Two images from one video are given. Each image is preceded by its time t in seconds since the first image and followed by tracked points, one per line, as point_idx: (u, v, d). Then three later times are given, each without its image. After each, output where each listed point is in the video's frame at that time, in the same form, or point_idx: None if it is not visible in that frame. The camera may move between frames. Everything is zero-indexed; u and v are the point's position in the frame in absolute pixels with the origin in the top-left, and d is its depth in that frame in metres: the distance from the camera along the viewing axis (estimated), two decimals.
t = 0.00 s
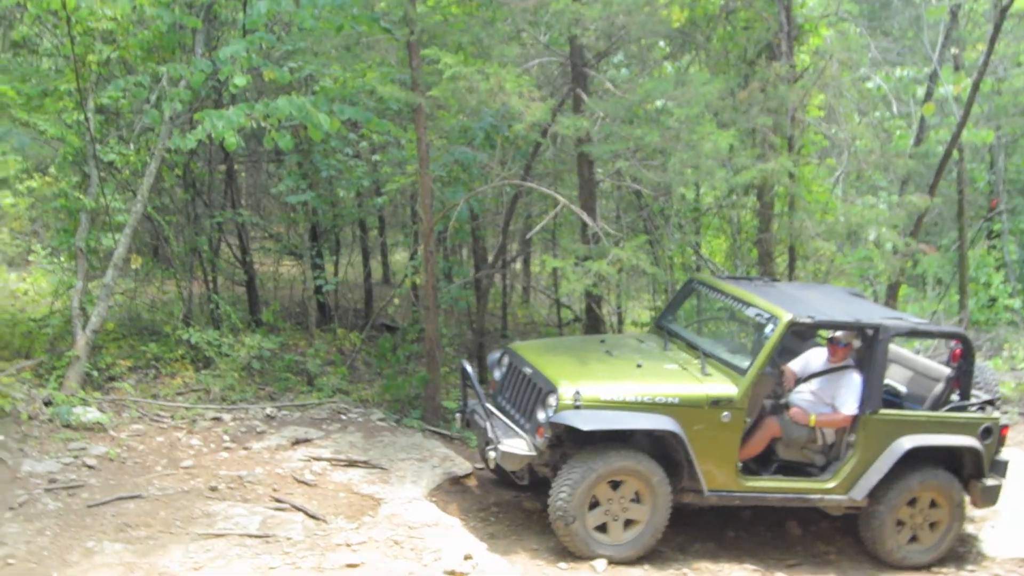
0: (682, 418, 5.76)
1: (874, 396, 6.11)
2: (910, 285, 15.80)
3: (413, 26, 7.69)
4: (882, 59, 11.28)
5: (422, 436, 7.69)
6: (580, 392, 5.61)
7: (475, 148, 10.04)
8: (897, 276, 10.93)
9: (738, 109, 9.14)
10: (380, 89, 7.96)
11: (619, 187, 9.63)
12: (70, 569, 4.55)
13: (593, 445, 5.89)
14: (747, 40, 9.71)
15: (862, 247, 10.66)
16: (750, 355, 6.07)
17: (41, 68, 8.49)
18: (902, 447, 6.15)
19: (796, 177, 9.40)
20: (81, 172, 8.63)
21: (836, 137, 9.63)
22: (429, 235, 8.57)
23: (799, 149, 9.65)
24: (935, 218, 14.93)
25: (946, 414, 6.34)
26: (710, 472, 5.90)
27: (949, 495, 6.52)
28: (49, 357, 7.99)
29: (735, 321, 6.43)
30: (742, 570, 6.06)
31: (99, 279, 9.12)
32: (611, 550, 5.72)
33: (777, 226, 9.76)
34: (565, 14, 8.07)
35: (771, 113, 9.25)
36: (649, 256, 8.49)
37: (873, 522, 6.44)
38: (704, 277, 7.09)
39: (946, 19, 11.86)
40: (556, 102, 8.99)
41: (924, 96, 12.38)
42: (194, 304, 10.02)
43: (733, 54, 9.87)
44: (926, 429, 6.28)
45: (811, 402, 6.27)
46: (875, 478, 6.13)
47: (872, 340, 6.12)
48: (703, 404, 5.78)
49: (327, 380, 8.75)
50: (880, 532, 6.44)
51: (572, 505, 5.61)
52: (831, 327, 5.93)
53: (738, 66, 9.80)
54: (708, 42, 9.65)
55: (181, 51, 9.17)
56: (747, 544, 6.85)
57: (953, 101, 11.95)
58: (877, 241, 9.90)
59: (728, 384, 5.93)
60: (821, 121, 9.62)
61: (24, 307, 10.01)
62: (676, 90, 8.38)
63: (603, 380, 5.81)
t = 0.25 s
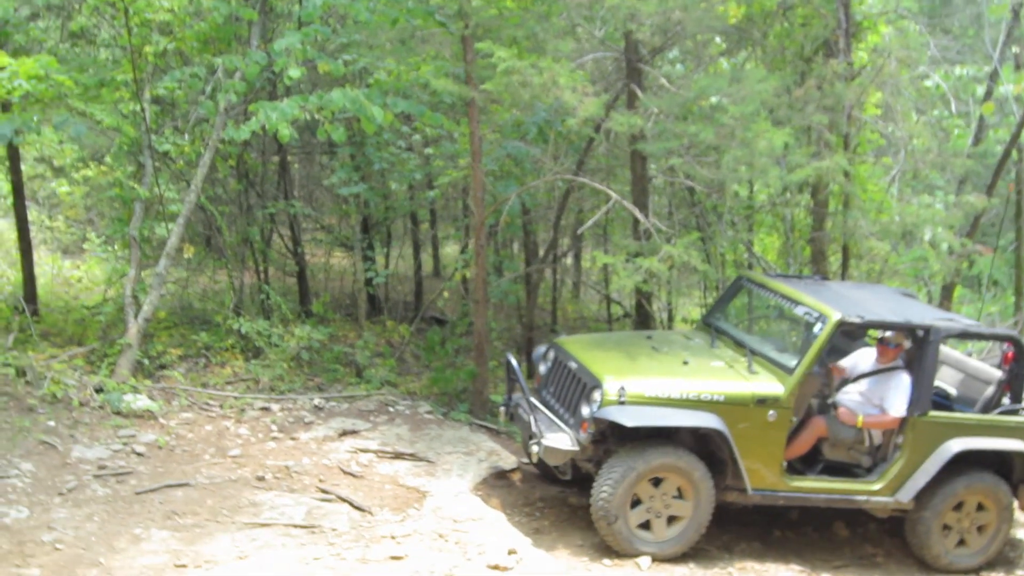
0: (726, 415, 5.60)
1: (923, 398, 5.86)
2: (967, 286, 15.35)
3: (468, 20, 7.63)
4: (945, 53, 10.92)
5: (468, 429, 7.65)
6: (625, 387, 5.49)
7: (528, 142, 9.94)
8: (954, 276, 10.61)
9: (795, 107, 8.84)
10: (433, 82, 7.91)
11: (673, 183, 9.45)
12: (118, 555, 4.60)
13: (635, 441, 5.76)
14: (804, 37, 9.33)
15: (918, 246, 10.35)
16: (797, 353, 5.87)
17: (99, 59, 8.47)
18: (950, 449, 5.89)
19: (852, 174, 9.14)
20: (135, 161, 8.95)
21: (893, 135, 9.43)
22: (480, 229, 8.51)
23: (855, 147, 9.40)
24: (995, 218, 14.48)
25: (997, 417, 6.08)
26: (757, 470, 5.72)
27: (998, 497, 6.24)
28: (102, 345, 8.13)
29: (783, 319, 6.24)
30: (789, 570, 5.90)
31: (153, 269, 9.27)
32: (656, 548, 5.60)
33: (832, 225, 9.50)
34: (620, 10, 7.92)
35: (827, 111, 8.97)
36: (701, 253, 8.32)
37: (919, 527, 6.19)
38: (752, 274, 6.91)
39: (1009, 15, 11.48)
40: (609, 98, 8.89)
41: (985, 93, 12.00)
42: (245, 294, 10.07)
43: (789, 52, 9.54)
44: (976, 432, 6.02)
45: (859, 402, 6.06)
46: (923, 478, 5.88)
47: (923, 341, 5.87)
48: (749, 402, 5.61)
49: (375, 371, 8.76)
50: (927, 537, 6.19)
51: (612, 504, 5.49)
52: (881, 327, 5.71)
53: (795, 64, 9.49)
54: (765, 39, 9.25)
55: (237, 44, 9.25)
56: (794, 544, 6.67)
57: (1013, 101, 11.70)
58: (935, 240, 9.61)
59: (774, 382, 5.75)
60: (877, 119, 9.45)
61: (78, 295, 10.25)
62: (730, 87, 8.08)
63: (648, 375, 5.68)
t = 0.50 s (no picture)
0: (722, 412, 5.61)
1: (919, 394, 5.84)
2: (964, 282, 15.36)
3: (467, 15, 7.63)
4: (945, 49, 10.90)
5: (467, 426, 7.65)
6: (620, 383, 5.50)
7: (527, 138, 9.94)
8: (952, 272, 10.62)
9: (793, 103, 8.83)
10: (432, 78, 7.90)
11: (672, 178, 9.42)
12: (116, 552, 4.60)
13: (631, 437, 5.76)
14: (804, 33, 9.40)
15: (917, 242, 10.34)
16: (792, 349, 5.87)
17: (98, 55, 8.52)
18: (945, 445, 5.89)
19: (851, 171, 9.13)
20: (134, 158, 8.94)
21: (892, 131, 9.45)
22: (479, 226, 8.51)
23: (854, 143, 9.39)
24: (993, 214, 14.50)
25: (992, 413, 6.07)
26: (750, 466, 5.72)
27: (989, 491, 6.24)
28: (101, 342, 8.13)
29: (778, 315, 6.23)
30: (786, 565, 5.91)
31: (151, 265, 9.27)
32: (653, 543, 5.61)
33: (830, 220, 9.50)
34: (620, 6, 7.93)
35: (826, 107, 8.98)
36: (700, 249, 8.31)
37: (912, 526, 6.20)
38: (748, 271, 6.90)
39: (1008, 12, 11.50)
40: (609, 94, 8.85)
41: (983, 90, 12.01)
42: (244, 290, 10.05)
43: (789, 47, 9.48)
44: (972, 428, 6.02)
45: (854, 399, 6.09)
46: (919, 474, 5.88)
47: (917, 337, 5.87)
48: (744, 398, 5.62)
49: (374, 368, 8.76)
50: (921, 535, 6.20)
51: (606, 504, 5.49)
52: (876, 323, 5.71)
53: (794, 60, 9.44)
54: (765, 34, 9.27)
55: (236, 40, 9.24)
56: (792, 540, 6.67)
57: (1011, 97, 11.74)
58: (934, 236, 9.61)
59: (770, 378, 5.75)
60: (877, 115, 9.41)
61: (76, 291, 10.25)
62: (730, 83, 8.09)
63: (644, 371, 5.68)
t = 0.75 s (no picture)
0: (710, 408, 5.61)
1: (907, 392, 5.87)
2: (957, 282, 15.42)
3: (464, 10, 7.62)
4: (941, 50, 10.91)
5: (459, 421, 7.65)
6: (609, 379, 5.49)
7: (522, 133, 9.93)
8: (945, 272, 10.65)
9: (789, 101, 8.86)
10: (428, 73, 7.88)
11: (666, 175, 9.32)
12: (107, 546, 4.59)
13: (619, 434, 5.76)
14: (801, 31, 9.42)
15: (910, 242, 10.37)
16: (782, 347, 5.88)
17: (92, 45, 8.49)
18: (932, 444, 5.92)
19: (844, 170, 9.16)
20: (128, 149, 8.89)
21: (888, 130, 9.43)
22: (474, 221, 8.50)
23: (848, 142, 9.39)
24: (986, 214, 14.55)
25: (980, 412, 6.10)
26: (736, 463, 5.74)
27: (975, 488, 6.23)
28: (92, 333, 8.10)
29: (768, 313, 6.24)
30: (778, 564, 5.94)
31: (144, 257, 9.24)
32: (644, 539, 5.63)
33: (824, 219, 9.52)
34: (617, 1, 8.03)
35: (822, 106, 8.98)
36: (694, 247, 8.32)
37: (899, 528, 6.22)
38: (738, 268, 6.91)
39: (1005, 12, 11.52)
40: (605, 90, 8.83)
41: (979, 91, 12.04)
42: (237, 283, 10.01)
43: (785, 46, 9.53)
44: (961, 427, 6.04)
45: (842, 396, 6.11)
46: (906, 473, 5.91)
47: (907, 335, 5.88)
48: (733, 395, 5.62)
49: (367, 362, 8.75)
50: (908, 537, 6.22)
51: (592, 506, 5.49)
52: (865, 321, 5.72)
53: (791, 58, 9.49)
54: (762, 32, 9.32)
55: (231, 32, 9.20)
56: (783, 538, 6.69)
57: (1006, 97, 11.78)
58: (927, 236, 9.64)
59: (759, 375, 5.76)
60: (873, 114, 9.42)
61: (68, 283, 10.22)
62: (726, 80, 8.11)
63: (632, 367, 5.68)
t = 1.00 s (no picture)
0: (708, 404, 5.62)
1: (904, 387, 5.88)
2: (958, 276, 15.41)
3: (463, 7, 7.62)
4: (942, 44, 10.88)
5: (462, 419, 7.66)
6: (606, 374, 5.51)
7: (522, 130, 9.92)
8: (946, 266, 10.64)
9: (789, 96, 8.88)
10: (427, 70, 7.88)
11: (667, 172, 9.37)
12: (110, 544, 4.60)
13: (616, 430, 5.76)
14: (800, 26, 9.30)
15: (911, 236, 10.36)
16: (779, 342, 5.88)
17: (92, 44, 8.50)
18: (931, 440, 5.93)
19: (845, 165, 9.14)
20: (128, 149, 8.89)
21: (888, 125, 9.39)
22: (474, 218, 8.51)
23: (849, 138, 9.37)
24: (986, 209, 14.54)
25: (978, 408, 6.11)
26: (734, 459, 5.73)
27: (971, 482, 6.22)
28: (94, 333, 8.10)
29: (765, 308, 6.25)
30: (781, 560, 5.95)
31: (145, 256, 9.24)
32: (645, 535, 5.64)
33: (825, 215, 9.52)
34: None
35: (822, 101, 8.97)
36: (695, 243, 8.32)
37: (899, 530, 6.22)
38: (735, 264, 6.91)
39: (1005, 6, 11.50)
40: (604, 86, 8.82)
41: (979, 85, 12.03)
42: (238, 282, 10.01)
43: (785, 41, 9.47)
44: (959, 422, 6.06)
45: (841, 392, 6.15)
46: (904, 469, 5.91)
47: (904, 330, 5.89)
48: (730, 391, 5.62)
49: (369, 360, 8.74)
50: (909, 538, 6.22)
51: (589, 509, 5.50)
52: (863, 316, 5.72)
53: (790, 53, 9.43)
54: (761, 28, 9.33)
55: (231, 30, 9.18)
56: (786, 534, 6.70)
57: (1007, 92, 11.77)
58: (928, 231, 9.63)
59: (756, 371, 5.76)
60: (873, 109, 9.35)
61: (69, 283, 10.23)
62: (726, 75, 8.09)
63: (629, 363, 5.69)
